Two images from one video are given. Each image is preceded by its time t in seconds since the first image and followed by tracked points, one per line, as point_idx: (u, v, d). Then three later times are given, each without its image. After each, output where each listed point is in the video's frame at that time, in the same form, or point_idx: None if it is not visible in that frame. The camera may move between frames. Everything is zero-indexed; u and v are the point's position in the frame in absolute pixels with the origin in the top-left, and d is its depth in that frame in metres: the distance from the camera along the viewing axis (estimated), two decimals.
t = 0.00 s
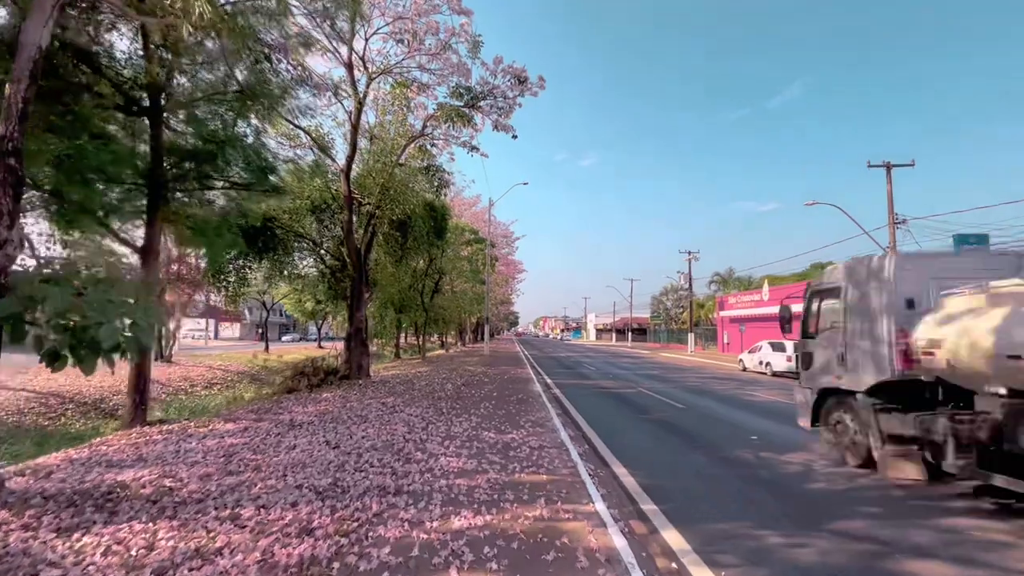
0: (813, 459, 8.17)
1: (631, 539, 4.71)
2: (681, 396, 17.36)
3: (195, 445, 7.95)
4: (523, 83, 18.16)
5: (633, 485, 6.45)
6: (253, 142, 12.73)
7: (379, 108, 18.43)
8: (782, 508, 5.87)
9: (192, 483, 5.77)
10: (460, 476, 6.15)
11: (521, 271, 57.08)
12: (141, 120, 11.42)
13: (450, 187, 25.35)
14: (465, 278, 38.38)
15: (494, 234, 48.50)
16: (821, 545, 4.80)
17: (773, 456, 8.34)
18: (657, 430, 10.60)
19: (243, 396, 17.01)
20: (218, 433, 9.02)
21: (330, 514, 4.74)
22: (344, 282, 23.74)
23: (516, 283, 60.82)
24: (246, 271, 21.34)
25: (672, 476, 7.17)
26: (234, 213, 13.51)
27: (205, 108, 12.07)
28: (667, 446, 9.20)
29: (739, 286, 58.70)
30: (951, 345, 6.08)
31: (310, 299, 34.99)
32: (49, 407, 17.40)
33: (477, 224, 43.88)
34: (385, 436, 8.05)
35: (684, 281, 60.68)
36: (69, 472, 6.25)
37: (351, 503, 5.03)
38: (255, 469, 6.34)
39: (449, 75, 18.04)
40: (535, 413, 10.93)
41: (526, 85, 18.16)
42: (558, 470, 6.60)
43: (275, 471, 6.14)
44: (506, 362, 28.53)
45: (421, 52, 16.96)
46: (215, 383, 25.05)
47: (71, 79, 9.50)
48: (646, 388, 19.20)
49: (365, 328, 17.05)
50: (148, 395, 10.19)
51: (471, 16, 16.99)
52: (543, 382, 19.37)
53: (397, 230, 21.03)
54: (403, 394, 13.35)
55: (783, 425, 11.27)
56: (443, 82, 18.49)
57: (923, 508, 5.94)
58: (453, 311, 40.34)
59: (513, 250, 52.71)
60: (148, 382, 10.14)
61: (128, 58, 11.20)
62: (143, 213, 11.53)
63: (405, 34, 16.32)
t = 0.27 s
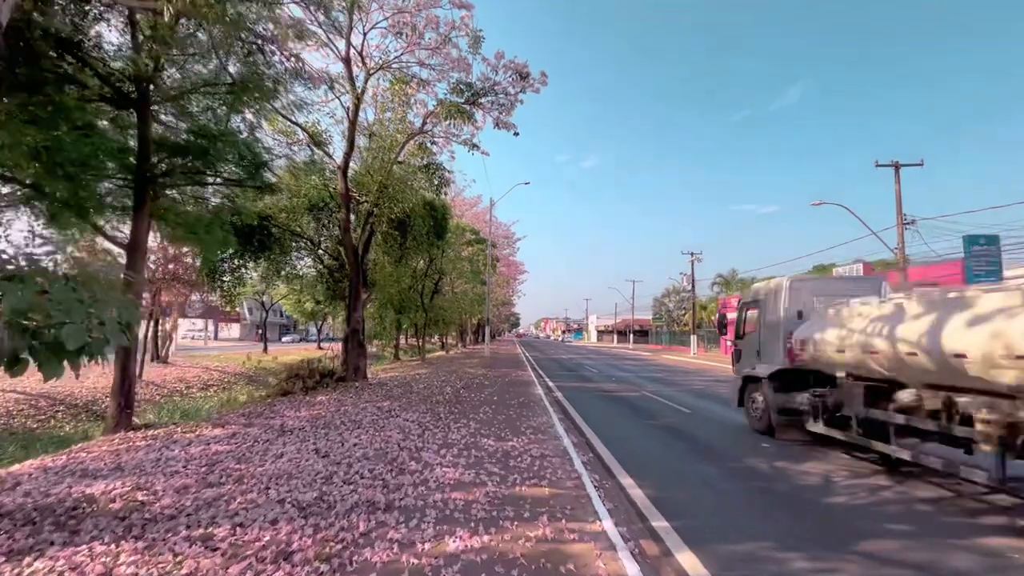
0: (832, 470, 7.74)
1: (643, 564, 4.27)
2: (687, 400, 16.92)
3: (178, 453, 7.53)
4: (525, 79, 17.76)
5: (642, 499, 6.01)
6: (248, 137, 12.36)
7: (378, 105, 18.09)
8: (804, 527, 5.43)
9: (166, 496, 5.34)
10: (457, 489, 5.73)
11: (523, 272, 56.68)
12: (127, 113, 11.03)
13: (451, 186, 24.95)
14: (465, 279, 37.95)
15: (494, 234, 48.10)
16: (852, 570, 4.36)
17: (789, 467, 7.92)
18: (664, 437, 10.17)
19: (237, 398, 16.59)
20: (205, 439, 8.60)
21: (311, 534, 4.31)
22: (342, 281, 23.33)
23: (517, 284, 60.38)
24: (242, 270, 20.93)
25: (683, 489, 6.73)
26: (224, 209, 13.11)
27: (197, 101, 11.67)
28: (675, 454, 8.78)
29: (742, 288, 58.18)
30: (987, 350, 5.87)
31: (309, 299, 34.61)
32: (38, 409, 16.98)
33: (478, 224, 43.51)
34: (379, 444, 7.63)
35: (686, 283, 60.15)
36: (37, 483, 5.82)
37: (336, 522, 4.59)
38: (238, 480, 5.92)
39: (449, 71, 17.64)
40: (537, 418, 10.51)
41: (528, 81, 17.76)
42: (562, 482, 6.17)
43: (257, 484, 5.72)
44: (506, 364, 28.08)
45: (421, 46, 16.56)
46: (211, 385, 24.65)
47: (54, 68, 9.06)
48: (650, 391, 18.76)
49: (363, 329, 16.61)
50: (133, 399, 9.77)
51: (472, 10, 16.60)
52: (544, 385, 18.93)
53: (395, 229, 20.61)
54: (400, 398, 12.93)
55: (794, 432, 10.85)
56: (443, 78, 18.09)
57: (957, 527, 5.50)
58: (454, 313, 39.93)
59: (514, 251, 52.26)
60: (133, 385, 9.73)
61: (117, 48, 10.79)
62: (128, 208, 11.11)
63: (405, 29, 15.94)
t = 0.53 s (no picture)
0: (854, 480, 7.27)
1: None
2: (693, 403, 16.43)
3: (158, 460, 7.09)
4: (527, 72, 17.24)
5: (654, 516, 5.54)
6: (241, 129, 12.01)
7: (378, 99, 17.67)
8: (834, 547, 4.97)
9: (135, 510, 4.90)
10: (453, 502, 5.27)
11: (524, 273, 56.36)
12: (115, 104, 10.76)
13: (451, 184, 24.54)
14: (466, 279, 37.49)
15: (496, 234, 47.71)
16: None
17: (808, 476, 7.44)
18: (673, 443, 9.70)
19: (231, 400, 16.15)
20: (189, 444, 8.16)
21: (290, 556, 3.88)
22: (340, 280, 22.90)
23: (519, 285, 59.94)
24: (238, 268, 20.53)
25: (697, 502, 6.25)
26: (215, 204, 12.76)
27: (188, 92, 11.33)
28: (686, 462, 8.32)
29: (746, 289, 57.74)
30: None
31: (308, 298, 34.23)
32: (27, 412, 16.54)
33: (479, 224, 43.14)
34: (372, 451, 7.17)
35: (689, 284, 59.63)
36: None
37: (316, 541, 4.15)
38: (216, 492, 5.47)
39: (449, 64, 17.18)
40: (539, 423, 10.06)
41: (530, 75, 17.30)
42: (568, 495, 5.68)
43: (237, 496, 5.27)
44: (508, 365, 27.62)
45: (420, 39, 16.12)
46: (207, 385, 24.24)
47: (34, 54, 8.74)
48: (655, 394, 18.29)
49: (361, 329, 16.12)
50: (116, 403, 9.34)
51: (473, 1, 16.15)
52: (547, 387, 18.46)
53: (394, 227, 20.18)
54: (397, 401, 12.47)
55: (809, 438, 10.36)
56: (443, 72, 17.65)
57: (1001, 547, 5.02)
58: (455, 313, 39.56)
59: (515, 251, 51.84)
60: (116, 387, 9.30)
61: (105, 36, 10.50)
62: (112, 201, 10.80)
63: (404, 21, 15.52)
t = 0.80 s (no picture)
0: (873, 490, 6.90)
1: None
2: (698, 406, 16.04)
3: (138, 468, 6.72)
4: (529, 67, 16.82)
5: (665, 531, 5.16)
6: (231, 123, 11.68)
7: (376, 96, 17.32)
8: (860, 566, 4.60)
9: (104, 526, 4.52)
10: (449, 517, 4.89)
11: (525, 273, 55.98)
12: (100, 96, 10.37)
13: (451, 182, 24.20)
14: (466, 279, 37.10)
15: (496, 234, 47.32)
16: None
17: (824, 485, 7.08)
18: (680, 448, 9.33)
19: (225, 402, 15.77)
20: (174, 450, 7.79)
21: None
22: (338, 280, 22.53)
23: (519, 285, 59.57)
24: (233, 267, 20.15)
25: (709, 515, 5.88)
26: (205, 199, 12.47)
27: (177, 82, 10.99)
28: (695, 470, 7.93)
29: (748, 290, 57.40)
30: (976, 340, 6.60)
31: (306, 298, 33.86)
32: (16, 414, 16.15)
33: (479, 223, 42.80)
34: (365, 458, 6.79)
35: (691, 285, 59.25)
36: None
37: (298, 563, 3.78)
38: (196, 505, 5.10)
39: (449, 59, 16.82)
40: (541, 427, 9.67)
41: (532, 69, 16.86)
42: (572, 508, 5.30)
43: (216, 510, 4.89)
44: (508, 366, 27.22)
45: (419, 33, 15.77)
46: (202, 386, 23.86)
47: (13, 41, 8.39)
48: (658, 396, 17.91)
49: (358, 330, 15.60)
50: (100, 406, 9.07)
51: None
52: (547, 389, 18.07)
53: (393, 226, 19.80)
54: (394, 404, 12.10)
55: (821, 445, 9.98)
56: (443, 68, 17.28)
57: None
58: (455, 313, 39.20)
59: (516, 251, 51.49)
60: (101, 389, 9.06)
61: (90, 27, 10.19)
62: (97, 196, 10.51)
63: (402, 15, 15.16)
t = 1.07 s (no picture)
0: (896, 501, 6.51)
1: None
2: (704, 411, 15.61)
3: (114, 477, 6.30)
4: (529, 61, 16.41)
5: (680, 550, 4.75)
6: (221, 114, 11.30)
7: (374, 91, 16.90)
8: None
9: (63, 548, 4.09)
10: (444, 536, 4.47)
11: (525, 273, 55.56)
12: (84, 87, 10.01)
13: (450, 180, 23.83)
14: (466, 279, 36.68)
15: (496, 233, 46.91)
16: None
17: (844, 496, 6.68)
18: (688, 456, 8.94)
19: (218, 404, 15.37)
20: (155, 457, 7.37)
21: None
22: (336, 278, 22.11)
23: (520, 285, 59.12)
24: (228, 266, 19.74)
25: (725, 530, 5.47)
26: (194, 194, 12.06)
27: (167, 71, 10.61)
28: (706, 479, 7.53)
29: (750, 290, 57.03)
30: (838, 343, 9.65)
31: (303, 298, 33.46)
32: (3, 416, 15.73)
33: (479, 223, 42.43)
34: (356, 467, 6.36)
35: (693, 285, 58.80)
36: None
37: None
38: (167, 521, 4.67)
39: (448, 54, 16.42)
40: (544, 433, 9.26)
41: (532, 64, 16.44)
42: (579, 525, 4.89)
43: (188, 527, 4.47)
44: (507, 367, 26.80)
45: (417, 26, 15.39)
46: (197, 387, 23.44)
47: None
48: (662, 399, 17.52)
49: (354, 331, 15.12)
50: (80, 411, 8.69)
51: None
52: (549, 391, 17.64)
53: (391, 224, 19.38)
54: (391, 407, 11.70)
55: (836, 452, 9.57)
56: (441, 63, 16.89)
57: None
58: (454, 314, 38.84)
59: (516, 250, 51.10)
60: (81, 393, 8.68)
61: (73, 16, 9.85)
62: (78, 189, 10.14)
63: (400, 7, 14.77)
